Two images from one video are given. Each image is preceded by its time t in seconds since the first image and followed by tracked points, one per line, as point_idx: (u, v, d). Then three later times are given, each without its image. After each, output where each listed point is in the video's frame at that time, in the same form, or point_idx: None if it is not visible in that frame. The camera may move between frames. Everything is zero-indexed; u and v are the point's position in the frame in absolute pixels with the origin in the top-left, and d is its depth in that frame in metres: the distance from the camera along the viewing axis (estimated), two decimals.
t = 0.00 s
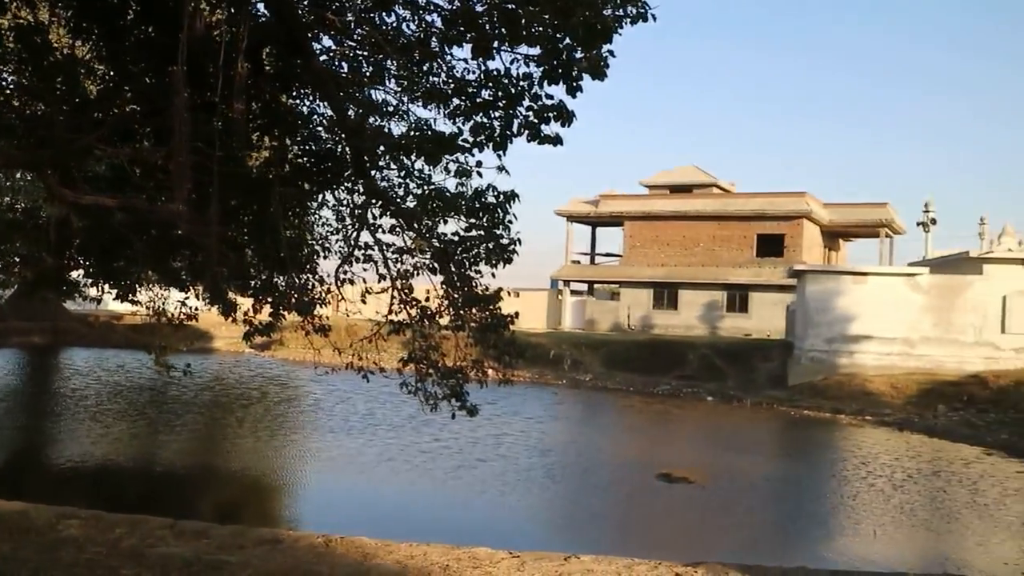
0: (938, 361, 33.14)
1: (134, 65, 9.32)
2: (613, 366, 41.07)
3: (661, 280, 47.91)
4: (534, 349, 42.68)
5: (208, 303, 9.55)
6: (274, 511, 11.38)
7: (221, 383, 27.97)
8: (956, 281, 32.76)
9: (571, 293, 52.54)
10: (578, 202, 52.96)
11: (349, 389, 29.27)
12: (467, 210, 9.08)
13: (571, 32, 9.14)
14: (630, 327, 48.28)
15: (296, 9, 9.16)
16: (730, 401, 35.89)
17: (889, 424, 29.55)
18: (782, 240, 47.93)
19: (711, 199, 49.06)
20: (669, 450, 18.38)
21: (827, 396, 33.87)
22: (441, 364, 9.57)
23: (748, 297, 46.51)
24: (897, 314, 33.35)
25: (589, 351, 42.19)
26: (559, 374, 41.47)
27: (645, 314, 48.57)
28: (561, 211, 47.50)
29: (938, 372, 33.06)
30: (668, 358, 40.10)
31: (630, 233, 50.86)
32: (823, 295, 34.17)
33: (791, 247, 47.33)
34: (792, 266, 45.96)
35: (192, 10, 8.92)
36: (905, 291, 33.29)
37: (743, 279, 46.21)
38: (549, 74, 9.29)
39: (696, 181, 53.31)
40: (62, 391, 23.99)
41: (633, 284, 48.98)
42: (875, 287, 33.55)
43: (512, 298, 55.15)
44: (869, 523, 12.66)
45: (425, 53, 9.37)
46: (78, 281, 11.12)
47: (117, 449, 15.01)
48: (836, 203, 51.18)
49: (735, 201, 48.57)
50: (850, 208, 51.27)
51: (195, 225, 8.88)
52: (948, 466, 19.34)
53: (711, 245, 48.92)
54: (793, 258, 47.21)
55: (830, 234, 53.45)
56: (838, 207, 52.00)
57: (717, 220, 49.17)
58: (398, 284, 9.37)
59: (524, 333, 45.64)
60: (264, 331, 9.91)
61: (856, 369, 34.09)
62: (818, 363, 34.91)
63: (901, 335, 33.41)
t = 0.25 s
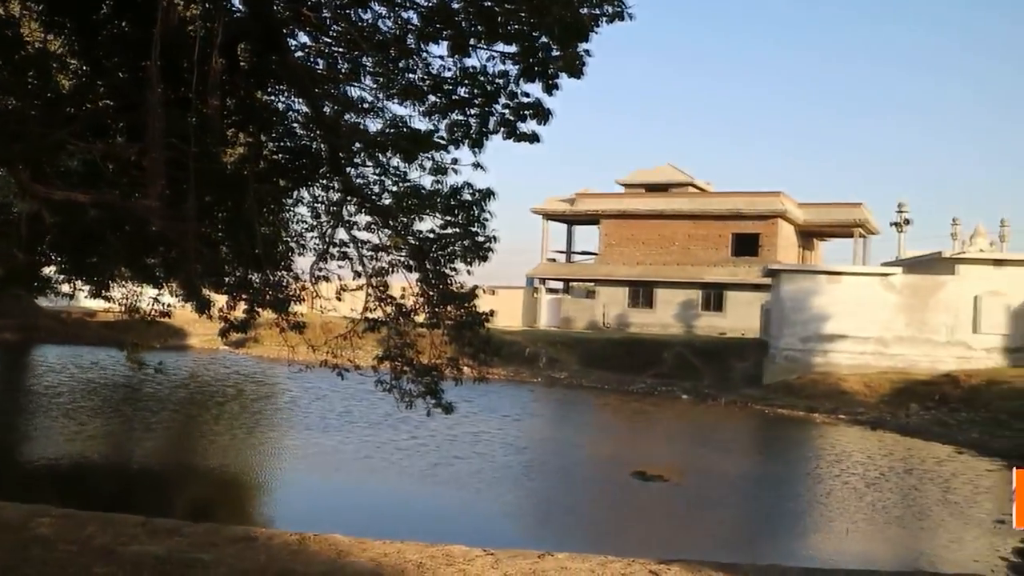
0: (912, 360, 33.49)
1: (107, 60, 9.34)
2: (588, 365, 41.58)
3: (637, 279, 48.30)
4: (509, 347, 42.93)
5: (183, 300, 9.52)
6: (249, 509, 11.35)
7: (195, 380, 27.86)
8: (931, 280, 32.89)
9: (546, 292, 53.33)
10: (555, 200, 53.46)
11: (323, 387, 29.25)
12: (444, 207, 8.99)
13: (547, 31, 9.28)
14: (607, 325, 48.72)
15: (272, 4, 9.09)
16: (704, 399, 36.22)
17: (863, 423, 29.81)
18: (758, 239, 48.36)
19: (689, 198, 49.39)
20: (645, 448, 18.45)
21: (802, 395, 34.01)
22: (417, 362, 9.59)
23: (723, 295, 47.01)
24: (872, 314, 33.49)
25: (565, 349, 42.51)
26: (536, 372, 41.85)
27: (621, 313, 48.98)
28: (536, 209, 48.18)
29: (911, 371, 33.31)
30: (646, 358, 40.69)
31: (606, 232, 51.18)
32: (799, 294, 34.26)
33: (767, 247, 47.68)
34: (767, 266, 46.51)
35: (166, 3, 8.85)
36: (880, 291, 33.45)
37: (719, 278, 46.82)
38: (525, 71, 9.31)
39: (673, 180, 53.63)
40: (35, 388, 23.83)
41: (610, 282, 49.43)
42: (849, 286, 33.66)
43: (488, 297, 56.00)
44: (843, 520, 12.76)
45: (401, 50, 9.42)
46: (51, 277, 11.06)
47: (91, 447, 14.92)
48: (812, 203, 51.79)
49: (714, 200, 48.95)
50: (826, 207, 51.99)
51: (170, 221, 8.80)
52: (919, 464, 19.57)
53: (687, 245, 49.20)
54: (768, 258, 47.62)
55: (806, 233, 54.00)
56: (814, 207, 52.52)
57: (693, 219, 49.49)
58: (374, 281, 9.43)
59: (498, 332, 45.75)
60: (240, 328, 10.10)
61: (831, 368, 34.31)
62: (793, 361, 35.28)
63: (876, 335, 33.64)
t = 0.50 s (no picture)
0: (887, 359, 33.98)
1: (84, 52, 9.27)
2: (567, 363, 42.08)
3: (616, 276, 50.10)
4: (488, 343, 43.00)
5: (161, 295, 9.57)
6: (226, 506, 11.33)
7: (174, 376, 27.83)
8: (908, 279, 33.52)
9: (526, 289, 54.37)
10: (537, 198, 54.84)
11: (302, 382, 29.34)
12: (422, 205, 9.01)
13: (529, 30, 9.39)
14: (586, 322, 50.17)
15: None
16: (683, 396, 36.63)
17: (841, 421, 30.16)
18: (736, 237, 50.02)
19: (668, 197, 51.14)
20: (624, 444, 18.56)
21: (779, 392, 34.40)
22: (394, 358, 9.67)
23: (702, 293, 48.50)
24: (848, 312, 34.21)
25: (545, 347, 42.88)
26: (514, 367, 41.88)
27: (600, 310, 50.46)
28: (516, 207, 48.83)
29: (887, 369, 33.85)
30: (625, 356, 41.26)
31: (585, 230, 52.73)
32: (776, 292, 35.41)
33: (746, 245, 49.33)
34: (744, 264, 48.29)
35: None
36: (856, 289, 34.14)
37: (697, 276, 48.48)
38: (504, 68, 9.41)
39: (653, 178, 55.15)
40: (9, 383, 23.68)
41: (589, 279, 51.16)
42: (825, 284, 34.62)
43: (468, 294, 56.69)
44: (819, 517, 12.88)
45: (380, 46, 9.49)
46: (25, 272, 10.99)
47: (66, 443, 14.81)
48: (790, 203, 53.32)
49: (693, 200, 50.62)
50: (805, 207, 53.46)
51: (148, 216, 8.73)
52: (894, 460, 19.83)
53: (666, 242, 50.88)
54: (745, 256, 49.23)
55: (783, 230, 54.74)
56: (793, 205, 53.20)
57: (672, 218, 51.20)
58: (352, 278, 9.52)
59: (478, 329, 45.93)
60: (218, 322, 10.22)
61: (808, 366, 34.92)
62: (769, 359, 36.07)
63: (852, 333, 34.28)
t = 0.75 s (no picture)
0: (863, 356, 35.23)
1: (59, 46, 9.23)
2: (546, 359, 42.16)
3: (593, 274, 50.40)
4: (466, 341, 43.03)
5: (136, 291, 9.47)
6: (202, 503, 11.29)
7: (150, 372, 27.74)
8: (884, 279, 34.56)
9: (504, 286, 54.61)
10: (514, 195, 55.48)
11: (278, 379, 29.33)
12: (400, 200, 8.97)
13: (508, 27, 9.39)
14: (564, 320, 50.67)
15: None
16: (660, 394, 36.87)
17: (818, 418, 30.44)
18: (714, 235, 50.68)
19: (647, 195, 51.74)
20: (601, 441, 18.62)
21: (754, 389, 35.12)
22: (372, 355, 9.59)
23: (679, 291, 49.07)
24: (824, 311, 35.35)
25: (521, 344, 42.90)
26: (491, 365, 41.96)
27: (577, 307, 50.91)
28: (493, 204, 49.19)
29: (863, 366, 35.10)
30: (602, 353, 41.41)
31: (563, 227, 53.17)
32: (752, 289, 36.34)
33: (724, 243, 50.14)
34: (721, 263, 48.81)
35: None
36: (833, 287, 35.36)
37: (675, 274, 48.90)
38: (482, 65, 9.45)
39: (631, 176, 56.13)
40: None
41: (566, 277, 51.49)
42: (801, 283, 35.76)
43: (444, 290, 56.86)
44: (796, 514, 12.98)
45: (359, 41, 9.46)
46: None
47: (40, 440, 14.71)
48: (768, 201, 53.87)
49: (671, 198, 51.22)
50: (785, 206, 53.67)
51: (124, 212, 8.64)
52: (868, 457, 20.10)
53: (644, 240, 51.42)
54: (723, 255, 49.97)
55: (759, 229, 55.36)
56: (769, 204, 53.78)
57: (649, 215, 51.73)
58: (329, 275, 9.43)
59: (456, 325, 45.97)
60: (194, 319, 10.12)
61: (785, 363, 36.00)
62: (746, 357, 36.96)
63: (828, 331, 35.49)
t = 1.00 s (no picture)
0: (837, 354, 36.20)
1: (31, 39, 9.18)
2: (523, 356, 42.25)
3: (569, 271, 50.69)
4: (443, 338, 42.96)
5: (109, 286, 9.38)
6: (175, 500, 11.28)
7: (123, 367, 27.63)
8: (858, 278, 35.87)
9: (480, 283, 54.86)
10: (490, 192, 55.95)
11: (253, 374, 29.35)
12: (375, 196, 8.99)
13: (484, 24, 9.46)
14: (540, 316, 50.91)
15: None
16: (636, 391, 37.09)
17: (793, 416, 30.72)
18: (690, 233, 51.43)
19: (624, 193, 52.53)
20: (576, 437, 18.75)
21: (728, 386, 35.73)
22: (347, 351, 9.56)
23: (655, 288, 49.63)
24: (800, 309, 36.33)
25: (497, 340, 43.04)
26: (468, 361, 42.04)
27: (554, 304, 51.17)
28: (470, 200, 49.34)
29: (837, 364, 36.02)
30: (578, 350, 41.55)
31: (540, 224, 53.73)
32: (728, 288, 37.02)
33: (700, 241, 50.82)
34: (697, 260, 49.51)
35: None
36: (808, 286, 36.34)
37: (651, 271, 49.43)
38: (458, 62, 9.53)
39: (607, 173, 56.89)
40: None
41: (542, 274, 51.70)
42: (776, 282, 36.64)
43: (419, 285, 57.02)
44: (770, 512, 13.13)
45: (335, 36, 9.46)
46: None
47: (11, 435, 14.61)
48: (742, 200, 54.57)
49: (647, 196, 52.04)
50: (758, 204, 54.30)
51: (98, 206, 8.59)
52: (840, 454, 20.40)
53: (621, 237, 52.15)
54: (699, 252, 50.73)
55: (734, 227, 55.99)
56: (743, 202, 54.42)
57: (626, 212, 52.42)
58: (304, 270, 9.39)
59: (433, 321, 46.06)
60: (167, 314, 10.02)
61: (760, 361, 36.73)
62: (721, 355, 37.49)
63: (802, 329, 36.38)
